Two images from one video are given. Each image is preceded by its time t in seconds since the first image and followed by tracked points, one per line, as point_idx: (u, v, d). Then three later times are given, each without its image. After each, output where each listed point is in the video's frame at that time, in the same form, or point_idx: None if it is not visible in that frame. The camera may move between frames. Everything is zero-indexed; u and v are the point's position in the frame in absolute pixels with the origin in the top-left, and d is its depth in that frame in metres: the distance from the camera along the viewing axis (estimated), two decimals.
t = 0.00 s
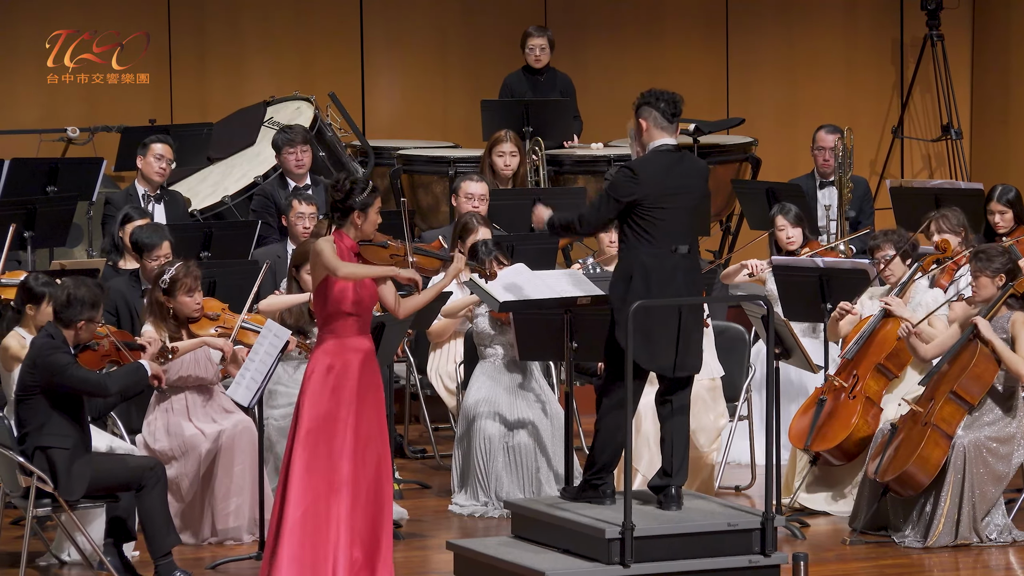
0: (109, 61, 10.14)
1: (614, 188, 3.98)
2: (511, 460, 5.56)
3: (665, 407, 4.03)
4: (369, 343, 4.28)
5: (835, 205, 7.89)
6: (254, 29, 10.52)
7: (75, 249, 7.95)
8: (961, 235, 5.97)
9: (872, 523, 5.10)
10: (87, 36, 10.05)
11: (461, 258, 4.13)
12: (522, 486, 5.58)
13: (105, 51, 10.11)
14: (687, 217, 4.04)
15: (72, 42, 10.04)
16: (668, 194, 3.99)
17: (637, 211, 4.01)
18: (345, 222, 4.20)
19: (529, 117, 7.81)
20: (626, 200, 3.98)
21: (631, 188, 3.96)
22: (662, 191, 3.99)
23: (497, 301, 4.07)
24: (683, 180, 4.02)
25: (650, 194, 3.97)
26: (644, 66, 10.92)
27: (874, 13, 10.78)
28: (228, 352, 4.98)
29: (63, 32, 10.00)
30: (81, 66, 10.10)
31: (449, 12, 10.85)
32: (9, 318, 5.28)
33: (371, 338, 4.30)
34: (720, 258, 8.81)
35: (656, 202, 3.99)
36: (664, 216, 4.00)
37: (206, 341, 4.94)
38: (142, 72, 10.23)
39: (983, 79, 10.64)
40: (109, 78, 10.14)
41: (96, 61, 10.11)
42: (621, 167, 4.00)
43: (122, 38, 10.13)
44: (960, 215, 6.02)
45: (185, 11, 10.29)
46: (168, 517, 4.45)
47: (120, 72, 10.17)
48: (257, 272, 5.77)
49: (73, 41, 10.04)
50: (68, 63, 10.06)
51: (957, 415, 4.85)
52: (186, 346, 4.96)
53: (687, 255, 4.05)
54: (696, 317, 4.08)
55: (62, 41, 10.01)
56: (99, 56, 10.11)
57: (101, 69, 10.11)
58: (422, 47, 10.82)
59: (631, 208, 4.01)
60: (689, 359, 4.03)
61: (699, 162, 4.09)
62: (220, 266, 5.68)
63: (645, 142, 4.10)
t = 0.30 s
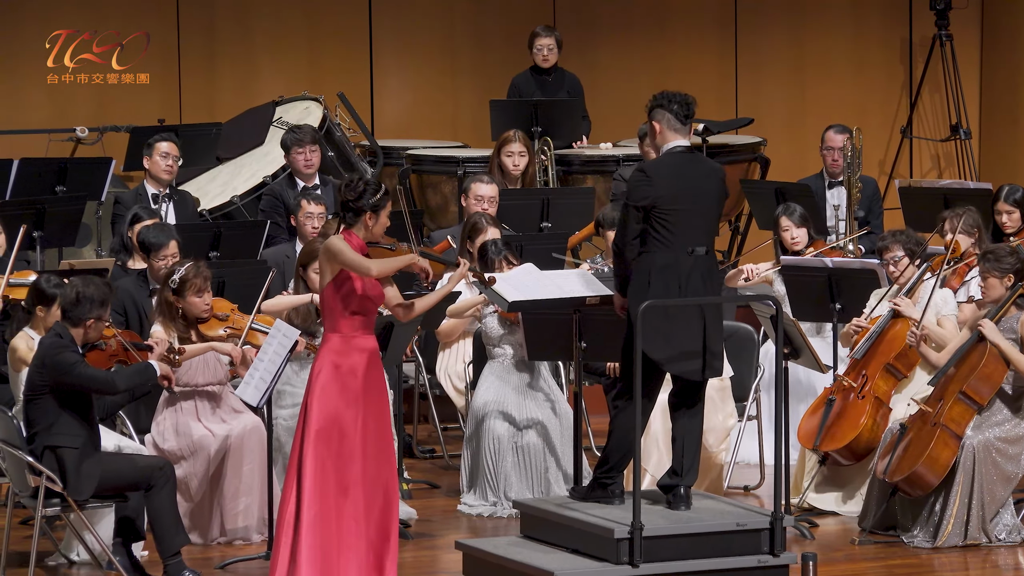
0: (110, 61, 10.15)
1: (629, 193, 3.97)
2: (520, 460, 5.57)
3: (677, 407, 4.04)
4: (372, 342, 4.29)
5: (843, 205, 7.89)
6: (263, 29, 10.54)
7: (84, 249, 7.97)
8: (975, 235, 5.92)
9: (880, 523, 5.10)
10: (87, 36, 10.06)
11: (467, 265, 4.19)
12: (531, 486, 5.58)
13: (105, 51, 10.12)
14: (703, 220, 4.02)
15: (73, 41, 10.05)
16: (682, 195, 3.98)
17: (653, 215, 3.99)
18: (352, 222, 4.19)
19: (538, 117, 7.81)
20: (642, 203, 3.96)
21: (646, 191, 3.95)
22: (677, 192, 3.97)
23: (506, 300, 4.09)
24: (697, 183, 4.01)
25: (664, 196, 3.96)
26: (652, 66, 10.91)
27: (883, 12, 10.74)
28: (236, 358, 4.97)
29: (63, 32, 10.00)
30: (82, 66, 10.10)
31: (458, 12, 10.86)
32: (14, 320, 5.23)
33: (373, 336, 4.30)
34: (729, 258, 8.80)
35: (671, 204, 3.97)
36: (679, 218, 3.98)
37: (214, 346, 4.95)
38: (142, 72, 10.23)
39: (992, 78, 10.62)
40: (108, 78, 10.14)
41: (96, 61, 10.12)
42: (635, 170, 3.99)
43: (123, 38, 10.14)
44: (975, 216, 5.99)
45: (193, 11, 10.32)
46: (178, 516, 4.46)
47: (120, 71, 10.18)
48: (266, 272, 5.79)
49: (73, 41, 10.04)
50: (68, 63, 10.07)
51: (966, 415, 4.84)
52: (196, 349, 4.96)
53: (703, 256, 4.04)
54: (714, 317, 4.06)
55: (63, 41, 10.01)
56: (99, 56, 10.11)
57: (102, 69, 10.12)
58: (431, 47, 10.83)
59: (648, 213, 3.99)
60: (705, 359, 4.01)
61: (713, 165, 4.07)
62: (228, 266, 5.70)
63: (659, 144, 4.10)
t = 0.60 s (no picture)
0: (110, 61, 10.17)
1: (643, 192, 3.96)
2: (529, 460, 5.57)
3: (685, 406, 4.04)
4: (368, 342, 4.28)
5: (853, 205, 7.88)
6: (271, 29, 10.55)
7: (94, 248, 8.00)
8: (987, 235, 5.90)
9: (890, 523, 5.10)
10: (88, 36, 10.08)
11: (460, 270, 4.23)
12: (540, 485, 5.58)
13: (106, 50, 10.14)
14: (715, 222, 4.03)
15: (73, 41, 10.06)
16: (697, 197, 3.98)
17: (666, 216, 4.00)
18: (353, 224, 4.22)
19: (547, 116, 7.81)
20: (656, 204, 3.96)
21: (661, 192, 3.94)
22: (690, 194, 3.97)
23: (515, 299, 4.08)
24: (712, 184, 4.01)
25: (679, 197, 3.96)
26: (660, 65, 10.91)
27: (892, 12, 10.73)
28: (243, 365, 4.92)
29: (64, 31, 10.01)
30: (82, 65, 10.12)
31: (466, 13, 10.87)
32: (24, 319, 5.25)
33: (369, 337, 4.30)
34: (738, 258, 8.79)
35: (686, 205, 3.98)
36: (693, 220, 3.98)
37: (219, 353, 4.90)
38: (142, 72, 10.24)
39: (1002, 77, 10.59)
40: (108, 77, 10.16)
41: (96, 61, 10.14)
42: (650, 170, 3.98)
43: (122, 38, 10.16)
44: (987, 216, 5.95)
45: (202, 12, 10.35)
46: (187, 516, 4.47)
47: (121, 71, 10.20)
48: (275, 272, 5.81)
49: (74, 40, 10.06)
50: (69, 62, 10.08)
51: (976, 415, 4.83)
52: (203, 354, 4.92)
53: (714, 258, 4.04)
54: (723, 317, 4.06)
55: (63, 40, 10.03)
56: (100, 56, 10.13)
57: (102, 68, 10.13)
58: (439, 47, 10.84)
59: (661, 213, 4.00)
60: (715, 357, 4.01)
61: (731, 164, 4.08)
62: (237, 267, 5.72)
63: (676, 144, 4.08)
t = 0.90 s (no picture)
0: (109, 61, 10.18)
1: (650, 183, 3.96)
2: (538, 460, 5.58)
3: (694, 405, 4.04)
4: (361, 342, 4.25)
5: (862, 205, 7.87)
6: (279, 30, 10.57)
7: (103, 248, 8.02)
8: (999, 236, 5.89)
9: (899, 523, 5.08)
10: (88, 36, 10.09)
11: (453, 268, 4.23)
12: (549, 486, 5.59)
13: (106, 51, 10.15)
14: (723, 219, 4.03)
15: (73, 42, 10.08)
16: (707, 195, 3.98)
17: (673, 211, 4.01)
18: (343, 227, 4.20)
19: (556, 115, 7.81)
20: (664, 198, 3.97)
21: (671, 189, 3.94)
22: (699, 192, 3.97)
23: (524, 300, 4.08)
24: (722, 183, 4.00)
25: (689, 195, 3.96)
26: (669, 65, 10.91)
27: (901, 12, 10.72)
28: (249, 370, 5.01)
29: (64, 32, 10.03)
30: (81, 65, 10.13)
31: (475, 13, 10.89)
32: (33, 319, 5.29)
33: (363, 336, 4.27)
34: (748, 258, 8.79)
35: (695, 203, 3.98)
36: (702, 218, 3.99)
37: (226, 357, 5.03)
38: (143, 72, 10.25)
39: (1012, 77, 10.57)
40: (107, 78, 10.17)
41: (96, 61, 10.15)
42: (662, 163, 3.97)
43: (122, 38, 10.18)
44: (998, 216, 5.95)
45: (210, 12, 10.37)
46: (196, 516, 4.48)
47: (120, 71, 10.21)
48: (286, 272, 5.82)
49: (73, 41, 10.08)
50: (68, 63, 10.09)
51: (985, 416, 4.83)
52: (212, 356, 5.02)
53: (720, 255, 4.05)
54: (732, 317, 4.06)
55: (63, 41, 10.04)
56: (100, 56, 10.15)
57: (101, 69, 10.14)
58: (448, 48, 10.85)
59: (668, 206, 4.01)
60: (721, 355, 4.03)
61: (744, 159, 4.07)
62: (247, 267, 5.73)
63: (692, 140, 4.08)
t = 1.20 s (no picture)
0: (109, 61, 10.16)
1: (658, 181, 3.96)
2: (547, 459, 5.59)
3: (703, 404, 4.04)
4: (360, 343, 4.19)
5: (871, 205, 7.85)
6: (287, 30, 10.58)
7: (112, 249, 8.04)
8: (1008, 236, 5.88)
9: (909, 523, 5.07)
10: (88, 36, 10.07)
11: (439, 255, 4.26)
12: (558, 485, 5.61)
13: (106, 51, 10.13)
14: (731, 219, 4.04)
15: (73, 42, 10.05)
16: (714, 195, 3.99)
17: (682, 210, 4.02)
18: (328, 228, 4.16)
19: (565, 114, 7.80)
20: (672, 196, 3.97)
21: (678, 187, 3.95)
22: (706, 191, 3.97)
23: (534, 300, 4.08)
24: (730, 183, 4.00)
25: (696, 194, 3.97)
26: (677, 65, 10.89)
27: (910, 12, 10.69)
28: (257, 367, 4.96)
29: (63, 32, 10.00)
30: (81, 65, 10.10)
31: (483, 13, 10.89)
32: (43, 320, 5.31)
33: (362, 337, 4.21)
34: (757, 258, 8.78)
35: (703, 203, 3.99)
36: (710, 216, 4.00)
37: (233, 357, 4.96)
38: (142, 72, 10.24)
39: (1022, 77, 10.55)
40: (110, 78, 10.16)
41: (96, 61, 10.13)
42: (669, 162, 3.97)
43: (123, 38, 10.16)
44: (1007, 217, 5.94)
45: (218, 13, 10.38)
46: (205, 516, 4.49)
47: (121, 71, 10.20)
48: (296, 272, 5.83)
49: (73, 41, 10.04)
50: (68, 62, 10.06)
51: (994, 416, 4.83)
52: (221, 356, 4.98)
53: (729, 254, 4.05)
54: (740, 316, 4.07)
55: (63, 41, 10.00)
56: (100, 56, 10.13)
57: (102, 68, 10.13)
58: (456, 48, 10.86)
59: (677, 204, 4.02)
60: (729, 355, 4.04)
61: (752, 160, 4.07)
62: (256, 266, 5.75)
63: (697, 139, 4.07)
